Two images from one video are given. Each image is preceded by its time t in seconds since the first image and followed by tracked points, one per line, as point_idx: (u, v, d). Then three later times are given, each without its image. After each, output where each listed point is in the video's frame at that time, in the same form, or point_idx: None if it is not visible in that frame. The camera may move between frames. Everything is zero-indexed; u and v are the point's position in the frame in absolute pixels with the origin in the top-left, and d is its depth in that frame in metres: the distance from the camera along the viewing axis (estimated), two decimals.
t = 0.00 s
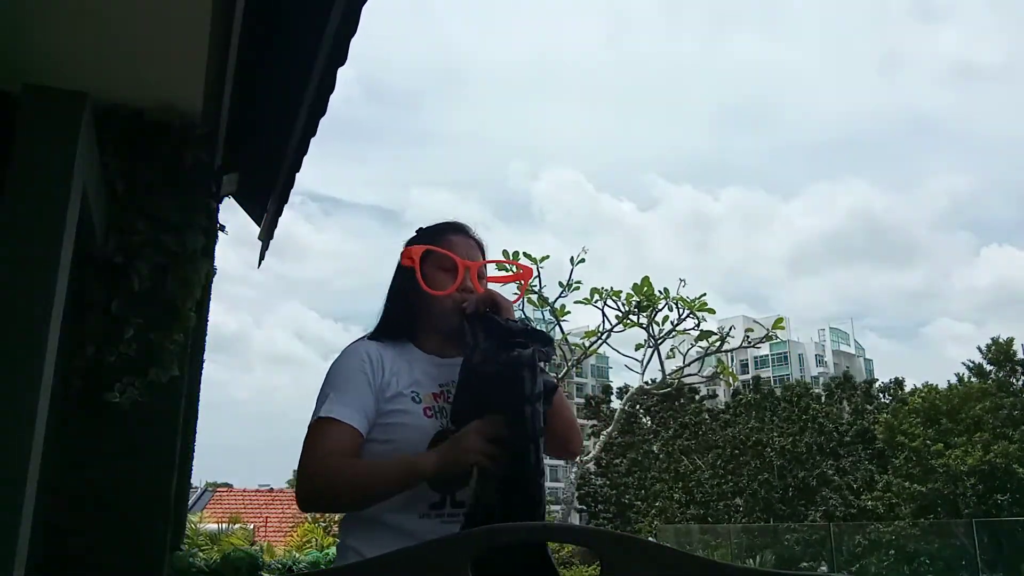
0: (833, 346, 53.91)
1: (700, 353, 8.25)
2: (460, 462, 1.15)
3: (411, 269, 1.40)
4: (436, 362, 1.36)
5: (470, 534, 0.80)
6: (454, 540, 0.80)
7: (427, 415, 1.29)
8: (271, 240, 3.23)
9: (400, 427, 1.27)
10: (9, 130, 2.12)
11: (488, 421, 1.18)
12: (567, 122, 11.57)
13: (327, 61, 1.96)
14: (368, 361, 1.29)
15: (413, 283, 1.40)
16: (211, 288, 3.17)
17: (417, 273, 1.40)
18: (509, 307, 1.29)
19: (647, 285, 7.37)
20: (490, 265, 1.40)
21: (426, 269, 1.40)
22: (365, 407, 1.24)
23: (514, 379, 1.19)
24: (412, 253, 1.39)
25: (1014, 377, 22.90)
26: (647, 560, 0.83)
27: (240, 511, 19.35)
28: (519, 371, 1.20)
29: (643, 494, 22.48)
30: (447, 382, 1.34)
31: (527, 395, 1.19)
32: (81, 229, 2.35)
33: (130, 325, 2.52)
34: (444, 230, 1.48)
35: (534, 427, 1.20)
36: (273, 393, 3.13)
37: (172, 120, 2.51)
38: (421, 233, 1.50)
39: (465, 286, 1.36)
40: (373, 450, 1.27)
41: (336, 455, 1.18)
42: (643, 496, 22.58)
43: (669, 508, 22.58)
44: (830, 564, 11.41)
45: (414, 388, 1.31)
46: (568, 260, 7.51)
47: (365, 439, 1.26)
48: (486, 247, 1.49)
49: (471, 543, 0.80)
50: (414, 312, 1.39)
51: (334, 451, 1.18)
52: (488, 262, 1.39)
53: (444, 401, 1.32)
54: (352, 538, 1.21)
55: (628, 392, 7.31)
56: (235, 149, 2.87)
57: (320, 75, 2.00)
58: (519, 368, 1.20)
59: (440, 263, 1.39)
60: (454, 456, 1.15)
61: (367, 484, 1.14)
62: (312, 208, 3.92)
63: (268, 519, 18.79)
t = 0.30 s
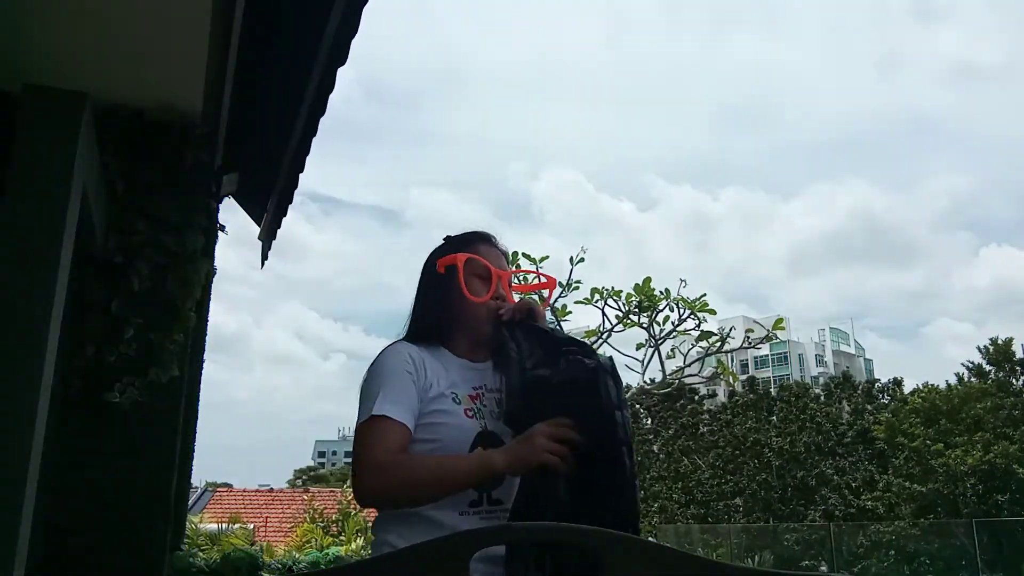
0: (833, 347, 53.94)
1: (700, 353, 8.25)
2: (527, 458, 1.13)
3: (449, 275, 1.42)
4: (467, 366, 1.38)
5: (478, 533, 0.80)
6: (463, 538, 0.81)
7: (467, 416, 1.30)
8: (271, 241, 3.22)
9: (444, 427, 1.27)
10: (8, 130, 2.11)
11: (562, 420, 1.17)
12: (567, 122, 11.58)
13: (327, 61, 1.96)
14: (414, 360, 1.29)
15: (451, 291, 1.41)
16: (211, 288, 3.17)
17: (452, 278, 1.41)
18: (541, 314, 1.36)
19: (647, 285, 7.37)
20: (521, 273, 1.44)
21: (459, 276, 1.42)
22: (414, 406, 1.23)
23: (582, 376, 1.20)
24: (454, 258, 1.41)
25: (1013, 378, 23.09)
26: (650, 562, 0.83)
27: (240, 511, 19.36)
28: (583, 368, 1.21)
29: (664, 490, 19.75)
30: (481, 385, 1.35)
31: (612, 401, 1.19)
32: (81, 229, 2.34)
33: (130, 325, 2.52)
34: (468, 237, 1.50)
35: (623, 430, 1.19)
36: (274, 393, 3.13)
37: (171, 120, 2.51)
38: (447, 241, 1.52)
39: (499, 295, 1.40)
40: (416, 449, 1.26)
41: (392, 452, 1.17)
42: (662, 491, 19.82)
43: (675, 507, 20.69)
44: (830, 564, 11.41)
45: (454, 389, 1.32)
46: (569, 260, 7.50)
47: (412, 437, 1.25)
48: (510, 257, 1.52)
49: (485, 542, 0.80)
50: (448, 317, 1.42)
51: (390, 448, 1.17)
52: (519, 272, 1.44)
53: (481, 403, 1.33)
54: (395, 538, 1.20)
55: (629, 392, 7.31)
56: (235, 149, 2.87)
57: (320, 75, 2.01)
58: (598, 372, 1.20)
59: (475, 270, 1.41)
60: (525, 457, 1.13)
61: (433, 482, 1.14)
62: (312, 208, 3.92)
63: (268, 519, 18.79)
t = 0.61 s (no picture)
0: (833, 347, 53.95)
1: (700, 354, 8.25)
2: (572, 461, 1.21)
3: (491, 281, 1.50)
4: (507, 364, 1.46)
5: (481, 532, 0.80)
6: (463, 537, 0.80)
7: (515, 407, 1.35)
8: (270, 241, 3.21)
9: (494, 418, 1.32)
10: (9, 130, 2.11)
11: (605, 424, 1.27)
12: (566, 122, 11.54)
13: (327, 60, 1.96)
14: (463, 356, 1.32)
15: (490, 297, 1.49)
16: (212, 288, 3.17)
17: (494, 283, 1.49)
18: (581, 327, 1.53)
19: (647, 285, 7.37)
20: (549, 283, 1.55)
21: (497, 281, 1.49)
22: (466, 400, 1.26)
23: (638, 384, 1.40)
24: (494, 263, 1.50)
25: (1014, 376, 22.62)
26: (653, 562, 0.83)
27: (239, 511, 19.36)
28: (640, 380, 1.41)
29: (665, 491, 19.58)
30: (521, 379, 1.42)
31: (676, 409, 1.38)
32: (81, 230, 2.35)
33: (130, 325, 2.52)
34: (500, 246, 1.59)
35: (691, 441, 1.37)
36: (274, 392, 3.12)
37: (172, 120, 2.51)
38: (479, 248, 1.60)
39: (536, 300, 1.50)
40: (466, 440, 1.30)
41: (443, 446, 1.19)
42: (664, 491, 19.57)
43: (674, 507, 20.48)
44: (830, 564, 11.42)
45: (500, 383, 1.37)
46: (568, 260, 7.49)
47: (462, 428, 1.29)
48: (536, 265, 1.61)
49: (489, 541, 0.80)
50: (490, 320, 1.48)
51: (441, 442, 1.20)
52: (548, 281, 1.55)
53: (524, 397, 1.40)
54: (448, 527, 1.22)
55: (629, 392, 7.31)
56: (235, 150, 2.87)
57: (320, 75, 2.01)
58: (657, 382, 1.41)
59: (518, 275, 1.50)
60: (573, 460, 1.21)
61: (488, 478, 1.17)
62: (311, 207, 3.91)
63: (268, 519, 18.79)
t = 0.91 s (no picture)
0: (833, 346, 53.88)
1: (700, 353, 8.25)
2: (598, 461, 1.22)
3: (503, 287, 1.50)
4: (521, 370, 1.47)
5: (478, 532, 0.80)
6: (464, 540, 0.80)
7: (532, 415, 1.36)
8: (270, 241, 3.20)
9: (513, 427, 1.32)
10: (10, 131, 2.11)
11: (626, 423, 1.28)
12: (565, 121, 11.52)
13: (327, 61, 1.96)
14: (479, 364, 1.32)
15: (502, 303, 1.50)
16: (212, 289, 3.18)
17: (508, 289, 1.50)
18: (590, 330, 1.53)
19: (647, 284, 7.37)
20: (557, 289, 1.57)
21: (508, 288, 1.50)
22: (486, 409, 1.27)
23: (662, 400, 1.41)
24: (506, 270, 1.51)
25: (1014, 375, 22.46)
26: (656, 565, 0.83)
27: (239, 511, 19.39)
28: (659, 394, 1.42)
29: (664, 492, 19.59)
30: (534, 386, 1.43)
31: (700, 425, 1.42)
32: (82, 230, 2.35)
33: (130, 325, 2.52)
34: (510, 251, 1.60)
35: (717, 454, 1.42)
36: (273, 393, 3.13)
37: (173, 121, 2.51)
38: (493, 251, 1.60)
39: (547, 306, 1.52)
40: (485, 448, 1.30)
41: (467, 455, 1.20)
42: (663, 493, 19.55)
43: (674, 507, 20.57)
44: (830, 564, 11.40)
45: (516, 391, 1.38)
46: (567, 259, 7.50)
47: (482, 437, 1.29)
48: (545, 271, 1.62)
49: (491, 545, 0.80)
50: (506, 325, 1.49)
51: (464, 453, 1.20)
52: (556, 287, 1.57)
53: (539, 403, 1.41)
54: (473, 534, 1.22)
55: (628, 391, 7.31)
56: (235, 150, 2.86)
57: (321, 74, 2.00)
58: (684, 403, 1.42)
59: (531, 281, 1.51)
60: (598, 459, 1.21)
61: (514, 487, 1.17)
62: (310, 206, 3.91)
63: (268, 518, 18.81)
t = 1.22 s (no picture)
0: (833, 346, 53.85)
1: (700, 353, 8.26)
2: (581, 461, 1.19)
3: (493, 285, 1.49)
4: (507, 369, 1.46)
5: (478, 533, 0.80)
6: (462, 541, 0.80)
7: (519, 412, 1.36)
8: (270, 241, 3.20)
9: (499, 425, 1.32)
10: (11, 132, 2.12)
11: (611, 422, 1.24)
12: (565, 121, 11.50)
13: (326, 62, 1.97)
14: (464, 363, 1.33)
15: (491, 303, 1.48)
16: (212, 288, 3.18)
17: (495, 288, 1.48)
18: (576, 330, 1.48)
19: (646, 284, 7.37)
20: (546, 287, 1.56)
21: (498, 286, 1.49)
22: (467, 407, 1.27)
23: (650, 411, 1.33)
24: (494, 268, 1.50)
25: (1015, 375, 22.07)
26: (655, 565, 0.83)
27: (239, 511, 19.41)
28: (649, 402, 1.34)
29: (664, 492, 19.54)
30: (520, 385, 1.43)
31: (683, 448, 1.32)
32: (81, 230, 2.35)
33: (130, 325, 2.52)
34: (499, 249, 1.59)
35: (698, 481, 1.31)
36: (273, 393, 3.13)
37: (173, 121, 2.51)
38: (482, 250, 1.60)
39: (535, 305, 1.50)
40: (469, 448, 1.30)
41: (449, 455, 1.20)
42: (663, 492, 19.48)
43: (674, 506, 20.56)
44: (830, 564, 11.43)
45: (501, 389, 1.38)
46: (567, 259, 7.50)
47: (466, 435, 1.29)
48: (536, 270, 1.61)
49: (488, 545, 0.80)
50: (492, 323, 1.49)
51: (445, 452, 1.20)
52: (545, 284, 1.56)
53: (525, 402, 1.40)
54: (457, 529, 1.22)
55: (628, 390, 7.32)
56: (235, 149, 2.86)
57: (322, 73, 2.00)
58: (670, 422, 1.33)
59: (519, 279, 1.50)
60: (580, 459, 1.18)
61: (494, 486, 1.17)
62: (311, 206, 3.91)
63: (268, 518, 18.82)
